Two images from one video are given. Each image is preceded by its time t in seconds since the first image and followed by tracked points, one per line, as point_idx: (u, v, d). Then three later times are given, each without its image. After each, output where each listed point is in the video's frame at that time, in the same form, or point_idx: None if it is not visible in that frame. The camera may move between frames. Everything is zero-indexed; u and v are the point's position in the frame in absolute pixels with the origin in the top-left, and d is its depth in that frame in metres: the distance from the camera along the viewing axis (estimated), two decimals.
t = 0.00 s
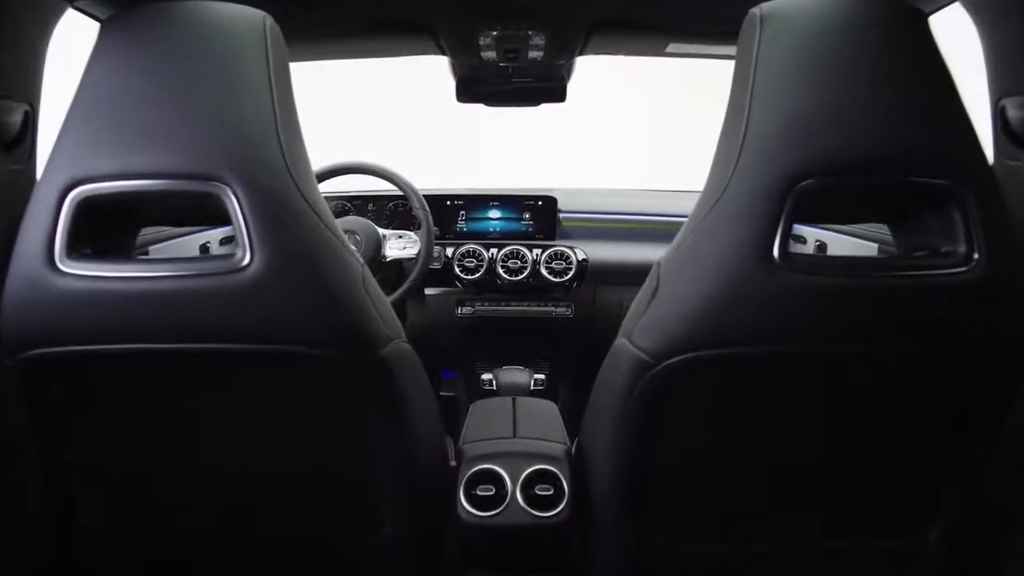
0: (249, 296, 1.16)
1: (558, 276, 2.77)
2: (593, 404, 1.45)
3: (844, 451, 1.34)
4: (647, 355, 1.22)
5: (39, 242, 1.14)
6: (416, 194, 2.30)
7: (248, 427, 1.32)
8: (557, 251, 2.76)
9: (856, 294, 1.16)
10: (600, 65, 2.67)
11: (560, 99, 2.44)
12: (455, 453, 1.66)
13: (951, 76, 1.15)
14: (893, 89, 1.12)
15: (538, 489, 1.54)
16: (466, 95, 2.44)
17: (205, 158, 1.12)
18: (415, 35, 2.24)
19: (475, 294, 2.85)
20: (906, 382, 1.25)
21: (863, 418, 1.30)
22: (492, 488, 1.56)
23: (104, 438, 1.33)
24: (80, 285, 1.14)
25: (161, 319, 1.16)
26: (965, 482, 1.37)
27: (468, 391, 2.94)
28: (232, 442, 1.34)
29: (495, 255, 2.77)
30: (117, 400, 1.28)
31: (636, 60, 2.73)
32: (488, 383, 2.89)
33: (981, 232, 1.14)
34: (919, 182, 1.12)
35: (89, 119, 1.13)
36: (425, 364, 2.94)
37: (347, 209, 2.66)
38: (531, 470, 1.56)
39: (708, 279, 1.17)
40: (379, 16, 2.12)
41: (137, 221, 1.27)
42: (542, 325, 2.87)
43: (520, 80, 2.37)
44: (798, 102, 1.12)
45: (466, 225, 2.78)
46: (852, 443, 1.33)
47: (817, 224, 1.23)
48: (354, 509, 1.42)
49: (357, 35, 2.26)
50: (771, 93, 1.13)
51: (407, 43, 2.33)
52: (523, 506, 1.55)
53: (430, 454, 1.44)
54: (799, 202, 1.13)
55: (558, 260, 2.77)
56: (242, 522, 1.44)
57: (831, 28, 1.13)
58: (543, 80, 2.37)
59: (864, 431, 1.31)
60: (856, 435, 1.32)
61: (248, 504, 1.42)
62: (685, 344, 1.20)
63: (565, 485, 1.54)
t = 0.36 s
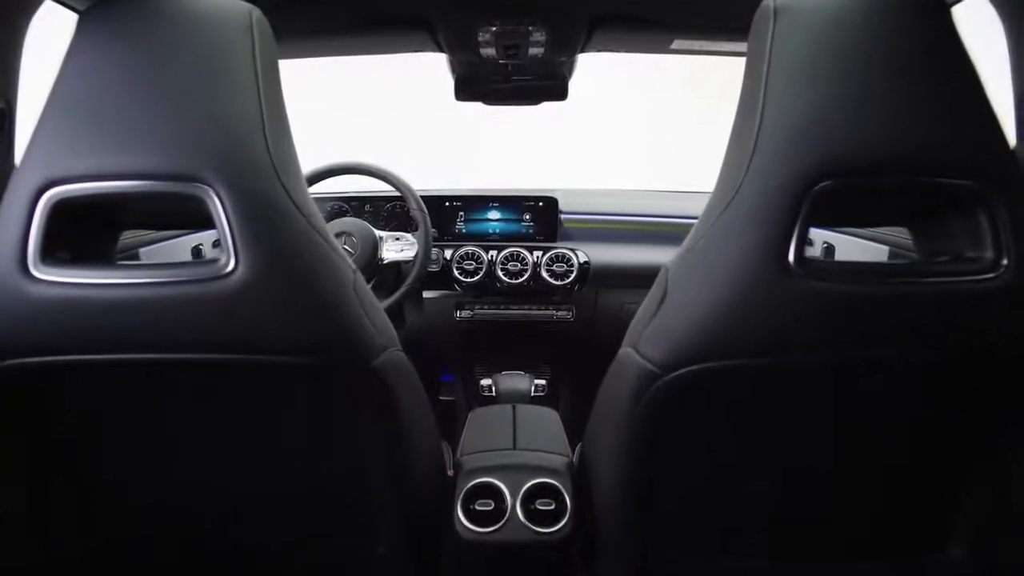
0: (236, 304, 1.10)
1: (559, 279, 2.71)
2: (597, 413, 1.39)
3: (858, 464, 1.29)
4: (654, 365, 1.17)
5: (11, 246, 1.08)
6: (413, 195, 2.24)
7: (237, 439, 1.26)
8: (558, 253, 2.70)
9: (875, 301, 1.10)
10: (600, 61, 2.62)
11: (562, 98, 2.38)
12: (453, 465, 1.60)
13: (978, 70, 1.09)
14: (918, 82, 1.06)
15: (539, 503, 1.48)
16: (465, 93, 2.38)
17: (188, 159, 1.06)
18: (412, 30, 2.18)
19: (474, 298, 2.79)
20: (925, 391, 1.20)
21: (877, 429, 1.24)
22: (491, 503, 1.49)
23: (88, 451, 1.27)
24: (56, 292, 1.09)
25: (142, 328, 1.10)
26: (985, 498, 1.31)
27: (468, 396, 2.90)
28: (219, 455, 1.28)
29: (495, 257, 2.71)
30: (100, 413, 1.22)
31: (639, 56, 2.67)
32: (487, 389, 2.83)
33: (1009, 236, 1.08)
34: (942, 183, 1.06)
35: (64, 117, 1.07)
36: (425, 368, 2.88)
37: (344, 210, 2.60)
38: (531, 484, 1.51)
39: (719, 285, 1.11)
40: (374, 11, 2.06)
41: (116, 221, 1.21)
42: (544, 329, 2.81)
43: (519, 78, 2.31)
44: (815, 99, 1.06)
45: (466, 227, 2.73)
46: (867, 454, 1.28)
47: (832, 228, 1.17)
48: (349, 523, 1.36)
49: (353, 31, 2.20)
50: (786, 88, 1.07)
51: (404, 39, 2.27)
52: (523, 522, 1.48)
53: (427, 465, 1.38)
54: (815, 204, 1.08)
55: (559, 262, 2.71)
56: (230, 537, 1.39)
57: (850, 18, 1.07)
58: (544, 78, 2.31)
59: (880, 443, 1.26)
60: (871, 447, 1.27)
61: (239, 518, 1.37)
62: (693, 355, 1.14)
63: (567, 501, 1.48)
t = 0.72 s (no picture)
0: (223, 315, 1.05)
1: (560, 283, 2.65)
2: (602, 423, 1.34)
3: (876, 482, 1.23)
4: (662, 378, 1.12)
5: None
6: (410, 195, 2.18)
7: (224, 454, 1.20)
8: (559, 255, 2.64)
9: (897, 310, 1.04)
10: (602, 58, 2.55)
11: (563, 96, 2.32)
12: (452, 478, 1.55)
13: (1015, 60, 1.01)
14: (944, 77, 1.00)
15: (540, 519, 1.43)
16: (463, 91, 2.32)
17: (169, 161, 1.00)
18: (408, 26, 2.13)
19: (474, 302, 2.73)
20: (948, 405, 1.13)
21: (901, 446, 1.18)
22: (491, 519, 1.44)
23: (66, 465, 1.21)
24: (29, 300, 1.03)
25: (125, 339, 1.05)
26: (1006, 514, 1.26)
27: (467, 401, 2.86)
28: (205, 471, 1.22)
29: (495, 259, 2.64)
30: (79, 425, 1.16)
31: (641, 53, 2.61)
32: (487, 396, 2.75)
33: None
34: (971, 185, 1.00)
35: (39, 116, 1.00)
36: (424, 372, 2.84)
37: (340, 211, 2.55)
38: (532, 498, 1.45)
39: (732, 294, 1.05)
40: (370, 5, 2.00)
41: (95, 221, 1.15)
42: (545, 333, 2.77)
43: (519, 75, 2.25)
44: (835, 95, 1.00)
45: (465, 228, 2.67)
46: (887, 472, 1.21)
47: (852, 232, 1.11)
48: (342, 541, 1.31)
49: (348, 26, 2.14)
50: (804, 84, 1.01)
51: (401, 36, 2.21)
52: (524, 538, 1.42)
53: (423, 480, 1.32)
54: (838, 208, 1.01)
55: (561, 265, 2.64)
56: (218, 554, 1.33)
57: (874, 8, 1.00)
58: (545, 76, 2.26)
59: (901, 460, 1.20)
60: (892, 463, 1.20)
61: (227, 535, 1.31)
62: (704, 367, 1.09)
63: (570, 516, 1.42)
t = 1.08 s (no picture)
0: (206, 326, 0.99)
1: (562, 285, 2.61)
2: (606, 435, 1.28)
3: (891, 497, 1.18)
4: (671, 392, 1.06)
5: None
6: (408, 196, 2.13)
7: (209, 471, 1.14)
8: (560, 258, 2.60)
9: (920, 320, 0.98)
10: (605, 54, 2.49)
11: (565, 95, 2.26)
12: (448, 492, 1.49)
13: None
14: (979, 69, 0.93)
15: (541, 537, 1.36)
16: (462, 89, 2.26)
17: (149, 162, 0.94)
18: (405, 22, 2.07)
19: (473, 305, 2.68)
20: (970, 418, 1.08)
21: (919, 458, 1.13)
22: (490, 536, 1.37)
23: (37, 484, 1.14)
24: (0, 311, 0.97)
25: (102, 352, 0.99)
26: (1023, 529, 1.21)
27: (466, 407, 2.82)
28: (190, 489, 1.16)
29: (495, 262, 2.59)
30: (54, 441, 1.10)
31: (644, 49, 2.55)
32: (486, 401, 2.74)
33: None
34: (998, 187, 0.94)
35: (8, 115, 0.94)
36: (421, 377, 2.79)
37: (335, 213, 2.49)
38: (532, 515, 1.39)
39: (745, 304, 1.00)
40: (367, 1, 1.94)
41: (70, 226, 1.09)
42: (546, 337, 2.72)
43: (519, 73, 2.19)
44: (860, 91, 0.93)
45: (464, 230, 2.61)
46: (903, 487, 1.16)
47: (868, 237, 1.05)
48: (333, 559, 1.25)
49: (344, 22, 2.08)
50: (824, 78, 0.94)
51: (397, 32, 2.15)
52: (524, 557, 1.36)
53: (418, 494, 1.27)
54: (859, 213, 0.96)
55: (561, 267, 2.60)
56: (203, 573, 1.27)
57: None
58: (546, 75, 2.20)
59: (918, 474, 1.14)
60: (909, 476, 1.15)
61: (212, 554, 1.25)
62: (715, 381, 1.03)
63: (571, 533, 1.37)
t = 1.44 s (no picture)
0: (190, 339, 0.94)
1: (563, 288, 2.56)
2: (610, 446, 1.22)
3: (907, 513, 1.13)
4: (680, 407, 1.01)
5: None
6: (404, 198, 2.07)
7: (193, 487, 1.09)
8: (561, 260, 2.55)
9: (947, 332, 0.93)
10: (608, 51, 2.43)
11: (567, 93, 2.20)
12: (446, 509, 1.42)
13: None
14: (1014, 63, 0.85)
15: (543, 556, 1.31)
16: (460, 87, 2.20)
17: (126, 165, 0.88)
18: (402, 17, 2.00)
19: (472, 308, 2.62)
20: (992, 431, 1.03)
21: (940, 474, 1.08)
22: (488, 555, 1.33)
23: (10, 499, 1.08)
24: None
25: (80, 364, 0.94)
26: None
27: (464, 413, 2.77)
28: (175, 505, 1.10)
29: (495, 264, 2.54)
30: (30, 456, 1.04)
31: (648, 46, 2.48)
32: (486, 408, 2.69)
33: None
34: None
35: None
36: (419, 381, 2.73)
37: (331, 214, 2.43)
38: (532, 533, 1.33)
39: (760, 314, 0.94)
40: None
41: (43, 227, 1.02)
42: (546, 341, 2.67)
43: (519, 71, 2.13)
44: (888, 86, 0.86)
45: (462, 231, 2.55)
46: (922, 502, 1.11)
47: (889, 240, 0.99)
48: None
49: (338, 17, 2.02)
50: (846, 71, 0.88)
51: (394, 27, 2.09)
52: None
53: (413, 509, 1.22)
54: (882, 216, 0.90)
55: (563, 270, 2.55)
56: None
57: None
58: (546, 72, 2.14)
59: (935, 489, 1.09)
60: (930, 492, 1.10)
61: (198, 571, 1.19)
62: (728, 394, 0.98)
63: (575, 552, 1.31)
